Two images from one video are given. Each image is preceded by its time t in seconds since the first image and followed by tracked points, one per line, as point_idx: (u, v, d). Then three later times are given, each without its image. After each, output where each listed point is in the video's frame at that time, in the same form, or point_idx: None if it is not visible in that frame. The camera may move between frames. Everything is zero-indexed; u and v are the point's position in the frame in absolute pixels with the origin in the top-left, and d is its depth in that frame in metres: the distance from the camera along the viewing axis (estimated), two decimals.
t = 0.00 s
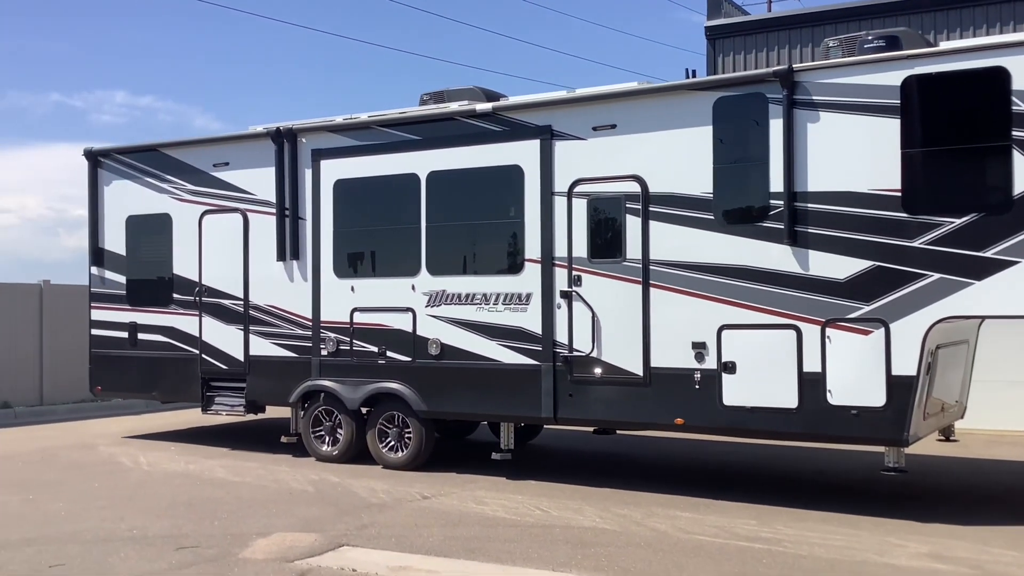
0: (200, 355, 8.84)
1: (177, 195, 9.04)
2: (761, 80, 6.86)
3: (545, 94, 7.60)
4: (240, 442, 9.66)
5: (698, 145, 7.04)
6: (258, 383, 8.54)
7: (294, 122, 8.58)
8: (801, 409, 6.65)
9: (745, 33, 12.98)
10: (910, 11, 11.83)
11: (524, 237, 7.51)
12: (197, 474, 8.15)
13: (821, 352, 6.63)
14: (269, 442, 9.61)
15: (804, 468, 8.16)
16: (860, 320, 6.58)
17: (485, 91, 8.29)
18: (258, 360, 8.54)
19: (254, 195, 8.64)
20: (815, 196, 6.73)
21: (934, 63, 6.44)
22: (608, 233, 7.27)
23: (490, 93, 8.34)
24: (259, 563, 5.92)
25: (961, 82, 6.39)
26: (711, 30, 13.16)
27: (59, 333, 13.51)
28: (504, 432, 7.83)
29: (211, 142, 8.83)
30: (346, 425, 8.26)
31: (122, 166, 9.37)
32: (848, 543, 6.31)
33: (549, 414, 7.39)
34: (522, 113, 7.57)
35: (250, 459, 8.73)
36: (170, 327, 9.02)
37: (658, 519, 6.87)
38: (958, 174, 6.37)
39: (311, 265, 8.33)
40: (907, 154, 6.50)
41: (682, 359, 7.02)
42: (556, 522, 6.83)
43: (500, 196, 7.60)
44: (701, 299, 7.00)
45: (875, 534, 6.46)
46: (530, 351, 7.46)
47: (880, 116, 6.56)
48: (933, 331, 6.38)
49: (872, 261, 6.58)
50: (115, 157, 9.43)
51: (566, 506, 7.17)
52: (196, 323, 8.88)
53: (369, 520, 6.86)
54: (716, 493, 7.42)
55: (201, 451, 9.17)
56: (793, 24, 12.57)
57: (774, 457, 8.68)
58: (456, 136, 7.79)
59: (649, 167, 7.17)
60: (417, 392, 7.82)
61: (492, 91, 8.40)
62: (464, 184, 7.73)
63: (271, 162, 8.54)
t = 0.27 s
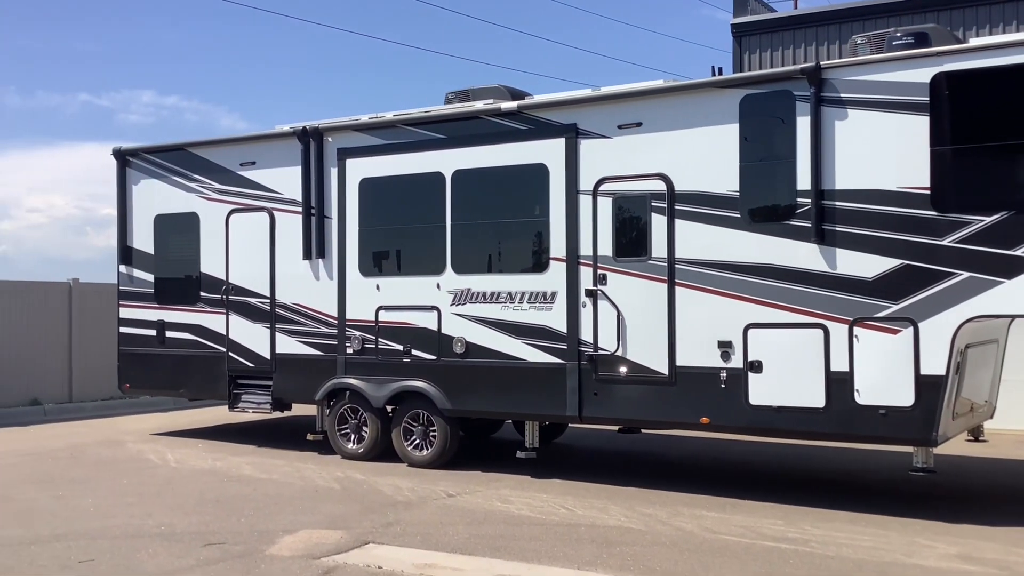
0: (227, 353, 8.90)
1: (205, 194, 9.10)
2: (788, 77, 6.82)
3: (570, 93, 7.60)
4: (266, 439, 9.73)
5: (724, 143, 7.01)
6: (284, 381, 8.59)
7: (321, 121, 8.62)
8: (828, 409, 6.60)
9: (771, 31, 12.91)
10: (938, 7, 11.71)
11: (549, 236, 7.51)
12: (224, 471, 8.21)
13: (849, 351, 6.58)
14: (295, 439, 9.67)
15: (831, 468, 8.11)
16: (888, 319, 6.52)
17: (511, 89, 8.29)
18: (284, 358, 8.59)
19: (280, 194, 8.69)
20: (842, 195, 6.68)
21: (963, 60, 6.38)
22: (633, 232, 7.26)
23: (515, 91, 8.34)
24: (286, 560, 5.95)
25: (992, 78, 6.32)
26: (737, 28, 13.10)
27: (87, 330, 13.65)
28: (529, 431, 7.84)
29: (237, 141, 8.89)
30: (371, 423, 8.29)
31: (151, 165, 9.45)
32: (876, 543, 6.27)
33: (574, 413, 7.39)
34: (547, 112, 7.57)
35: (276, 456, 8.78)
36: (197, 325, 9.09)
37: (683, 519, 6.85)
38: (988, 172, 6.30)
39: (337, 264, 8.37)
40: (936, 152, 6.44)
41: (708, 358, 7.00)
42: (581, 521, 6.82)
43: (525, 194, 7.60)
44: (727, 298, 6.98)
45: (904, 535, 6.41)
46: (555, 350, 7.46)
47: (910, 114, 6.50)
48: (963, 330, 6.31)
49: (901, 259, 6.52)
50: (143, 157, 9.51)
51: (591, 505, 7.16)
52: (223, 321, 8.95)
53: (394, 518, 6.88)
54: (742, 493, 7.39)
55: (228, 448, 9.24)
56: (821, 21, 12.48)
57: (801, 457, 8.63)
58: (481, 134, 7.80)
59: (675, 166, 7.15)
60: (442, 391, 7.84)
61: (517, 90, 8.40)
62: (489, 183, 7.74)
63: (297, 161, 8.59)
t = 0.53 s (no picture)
0: (239, 353, 8.93)
1: (218, 194, 9.13)
2: (802, 78, 6.80)
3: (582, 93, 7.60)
4: (278, 439, 9.75)
5: (736, 144, 6.99)
6: (296, 381, 8.61)
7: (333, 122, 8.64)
8: (841, 410, 6.59)
9: (782, 31, 12.88)
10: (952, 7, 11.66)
11: (561, 236, 7.51)
12: (237, 471, 8.24)
13: (862, 352, 6.56)
14: (306, 439, 9.69)
15: (843, 470, 8.08)
16: (902, 321, 6.49)
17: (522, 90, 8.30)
18: (296, 358, 8.61)
19: (292, 195, 8.71)
20: (856, 195, 6.66)
21: (978, 60, 6.35)
22: (645, 232, 7.25)
23: (527, 91, 8.34)
24: (298, 559, 5.96)
25: (1006, 78, 6.32)
26: (748, 28, 13.08)
27: (99, 330, 13.70)
28: (540, 431, 7.84)
29: (250, 142, 8.92)
30: (383, 424, 8.31)
31: (163, 166, 9.49)
32: (889, 546, 6.24)
33: (586, 413, 7.38)
34: (559, 112, 7.57)
35: (288, 456, 8.80)
36: (209, 325, 9.12)
37: (695, 520, 6.83)
38: (1003, 173, 6.30)
39: (349, 264, 8.38)
40: (950, 152, 6.43)
41: (720, 359, 6.98)
42: (592, 522, 6.82)
43: (537, 195, 7.60)
44: (739, 299, 6.96)
45: (917, 537, 6.39)
46: (566, 350, 7.45)
47: (924, 115, 6.47)
48: (977, 332, 6.28)
49: (915, 260, 6.49)
50: (156, 157, 9.55)
51: (603, 506, 7.15)
52: (236, 321, 8.97)
53: (406, 518, 6.89)
54: (755, 495, 7.37)
55: (240, 447, 9.26)
56: (834, 21, 12.44)
57: (814, 459, 8.61)
58: (493, 135, 7.80)
59: (687, 166, 7.14)
60: (453, 391, 7.85)
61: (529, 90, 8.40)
62: (501, 184, 7.75)
63: (309, 161, 8.61)
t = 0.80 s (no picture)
0: (238, 356, 8.92)
1: (216, 197, 9.13)
2: (800, 81, 6.81)
3: (581, 96, 7.60)
4: (276, 441, 9.75)
5: (735, 147, 7.00)
6: (294, 383, 8.61)
7: (331, 124, 8.64)
8: (839, 414, 6.59)
9: (781, 34, 12.90)
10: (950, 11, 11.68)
11: (559, 239, 7.51)
12: (235, 473, 8.24)
13: (860, 355, 6.56)
14: (305, 442, 9.69)
15: (842, 473, 8.08)
16: (900, 324, 6.49)
17: (521, 93, 8.30)
18: (294, 361, 8.61)
19: (290, 197, 8.71)
20: (854, 199, 6.66)
21: (977, 63, 6.33)
22: (643, 235, 7.25)
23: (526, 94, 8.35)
24: (296, 562, 5.96)
25: (1004, 83, 6.33)
26: (746, 31, 13.10)
27: (98, 332, 13.70)
28: (539, 434, 7.83)
29: (249, 144, 8.92)
30: (381, 426, 8.30)
31: (162, 168, 9.49)
32: (888, 549, 6.24)
33: (584, 416, 7.38)
34: (558, 116, 7.57)
35: (286, 459, 8.80)
36: (207, 327, 9.12)
37: (694, 523, 6.83)
38: (1001, 177, 6.32)
39: (347, 266, 8.38)
40: (949, 156, 6.44)
41: (718, 362, 6.98)
42: (590, 525, 6.81)
43: (536, 198, 7.61)
44: (738, 302, 6.96)
45: (915, 541, 6.38)
46: (565, 353, 7.45)
47: (923, 118, 6.47)
48: (975, 335, 6.29)
49: (913, 264, 6.50)
50: (154, 159, 9.55)
51: (601, 509, 7.15)
52: (234, 323, 8.97)
53: (404, 521, 6.88)
54: (753, 498, 7.37)
55: (238, 450, 9.26)
56: (832, 25, 12.43)
57: (812, 462, 8.61)
58: (492, 138, 7.81)
59: (686, 170, 7.14)
60: (452, 394, 7.85)
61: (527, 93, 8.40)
62: (499, 187, 7.75)
63: (307, 164, 8.61)
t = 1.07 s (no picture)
0: (225, 360, 8.88)
1: (203, 200, 9.10)
2: (787, 86, 6.83)
3: (569, 100, 7.61)
4: (264, 446, 9.71)
5: (722, 151, 7.02)
6: (282, 388, 8.58)
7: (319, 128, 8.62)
8: (826, 417, 6.60)
9: (768, 39, 12.96)
10: (935, 16, 11.75)
11: (547, 244, 7.51)
12: (221, 479, 8.19)
13: (847, 359, 6.58)
14: (292, 446, 9.65)
15: (829, 477, 8.10)
16: (887, 327, 6.51)
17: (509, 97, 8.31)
18: (282, 365, 8.58)
19: (278, 201, 8.68)
20: (841, 203, 6.68)
21: (961, 69, 6.38)
22: (631, 239, 7.26)
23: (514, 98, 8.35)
24: (283, 568, 5.93)
25: (988, 88, 6.35)
26: (733, 36, 13.16)
27: (83, 337, 13.63)
28: (527, 438, 7.82)
29: (236, 148, 8.89)
30: (369, 431, 8.28)
31: (149, 172, 9.46)
32: (875, 552, 6.25)
33: (572, 421, 7.38)
34: (546, 120, 7.58)
35: (273, 464, 8.76)
36: (194, 332, 9.08)
37: (681, 527, 6.83)
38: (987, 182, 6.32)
39: (335, 271, 8.36)
40: (934, 161, 6.45)
41: (706, 366, 6.99)
42: (578, 530, 6.80)
43: (524, 201, 7.61)
44: (725, 306, 6.97)
45: (902, 544, 6.40)
46: (553, 357, 7.45)
47: (909, 123, 6.49)
48: (961, 339, 6.31)
49: (899, 268, 6.52)
50: (141, 163, 9.51)
51: (589, 513, 7.15)
52: (221, 327, 8.93)
53: (392, 526, 6.86)
54: (741, 502, 7.37)
55: (225, 455, 9.22)
56: (818, 30, 12.49)
57: (800, 466, 8.62)
58: (480, 142, 7.80)
59: (673, 174, 7.15)
60: (439, 398, 7.83)
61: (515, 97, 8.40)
62: (487, 191, 7.75)
63: (294, 168, 8.59)
